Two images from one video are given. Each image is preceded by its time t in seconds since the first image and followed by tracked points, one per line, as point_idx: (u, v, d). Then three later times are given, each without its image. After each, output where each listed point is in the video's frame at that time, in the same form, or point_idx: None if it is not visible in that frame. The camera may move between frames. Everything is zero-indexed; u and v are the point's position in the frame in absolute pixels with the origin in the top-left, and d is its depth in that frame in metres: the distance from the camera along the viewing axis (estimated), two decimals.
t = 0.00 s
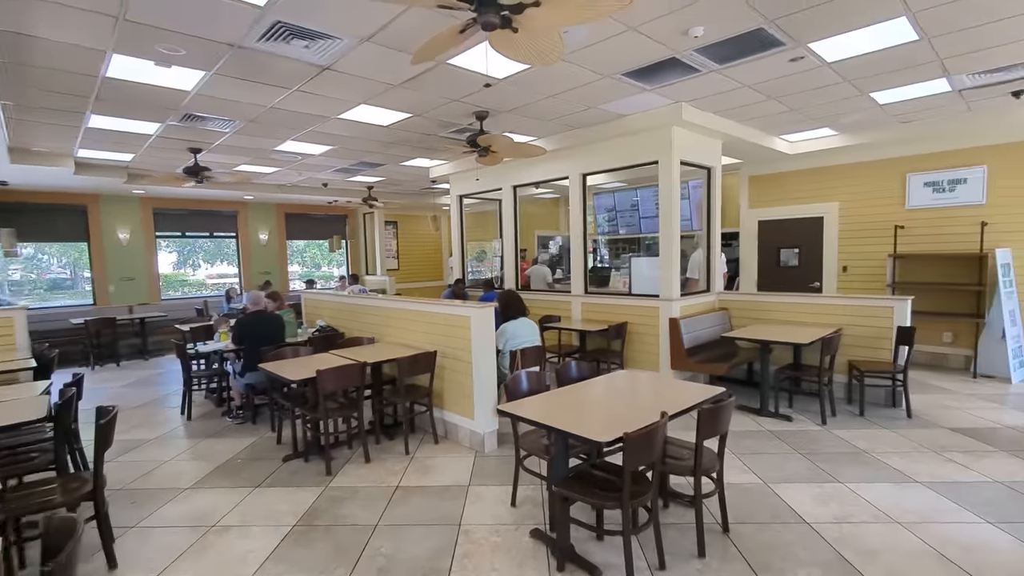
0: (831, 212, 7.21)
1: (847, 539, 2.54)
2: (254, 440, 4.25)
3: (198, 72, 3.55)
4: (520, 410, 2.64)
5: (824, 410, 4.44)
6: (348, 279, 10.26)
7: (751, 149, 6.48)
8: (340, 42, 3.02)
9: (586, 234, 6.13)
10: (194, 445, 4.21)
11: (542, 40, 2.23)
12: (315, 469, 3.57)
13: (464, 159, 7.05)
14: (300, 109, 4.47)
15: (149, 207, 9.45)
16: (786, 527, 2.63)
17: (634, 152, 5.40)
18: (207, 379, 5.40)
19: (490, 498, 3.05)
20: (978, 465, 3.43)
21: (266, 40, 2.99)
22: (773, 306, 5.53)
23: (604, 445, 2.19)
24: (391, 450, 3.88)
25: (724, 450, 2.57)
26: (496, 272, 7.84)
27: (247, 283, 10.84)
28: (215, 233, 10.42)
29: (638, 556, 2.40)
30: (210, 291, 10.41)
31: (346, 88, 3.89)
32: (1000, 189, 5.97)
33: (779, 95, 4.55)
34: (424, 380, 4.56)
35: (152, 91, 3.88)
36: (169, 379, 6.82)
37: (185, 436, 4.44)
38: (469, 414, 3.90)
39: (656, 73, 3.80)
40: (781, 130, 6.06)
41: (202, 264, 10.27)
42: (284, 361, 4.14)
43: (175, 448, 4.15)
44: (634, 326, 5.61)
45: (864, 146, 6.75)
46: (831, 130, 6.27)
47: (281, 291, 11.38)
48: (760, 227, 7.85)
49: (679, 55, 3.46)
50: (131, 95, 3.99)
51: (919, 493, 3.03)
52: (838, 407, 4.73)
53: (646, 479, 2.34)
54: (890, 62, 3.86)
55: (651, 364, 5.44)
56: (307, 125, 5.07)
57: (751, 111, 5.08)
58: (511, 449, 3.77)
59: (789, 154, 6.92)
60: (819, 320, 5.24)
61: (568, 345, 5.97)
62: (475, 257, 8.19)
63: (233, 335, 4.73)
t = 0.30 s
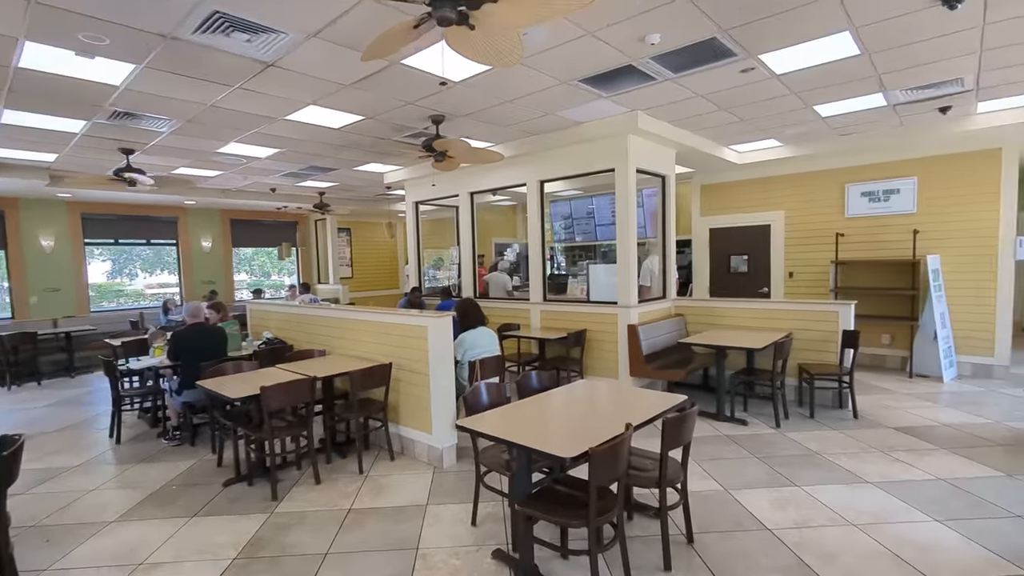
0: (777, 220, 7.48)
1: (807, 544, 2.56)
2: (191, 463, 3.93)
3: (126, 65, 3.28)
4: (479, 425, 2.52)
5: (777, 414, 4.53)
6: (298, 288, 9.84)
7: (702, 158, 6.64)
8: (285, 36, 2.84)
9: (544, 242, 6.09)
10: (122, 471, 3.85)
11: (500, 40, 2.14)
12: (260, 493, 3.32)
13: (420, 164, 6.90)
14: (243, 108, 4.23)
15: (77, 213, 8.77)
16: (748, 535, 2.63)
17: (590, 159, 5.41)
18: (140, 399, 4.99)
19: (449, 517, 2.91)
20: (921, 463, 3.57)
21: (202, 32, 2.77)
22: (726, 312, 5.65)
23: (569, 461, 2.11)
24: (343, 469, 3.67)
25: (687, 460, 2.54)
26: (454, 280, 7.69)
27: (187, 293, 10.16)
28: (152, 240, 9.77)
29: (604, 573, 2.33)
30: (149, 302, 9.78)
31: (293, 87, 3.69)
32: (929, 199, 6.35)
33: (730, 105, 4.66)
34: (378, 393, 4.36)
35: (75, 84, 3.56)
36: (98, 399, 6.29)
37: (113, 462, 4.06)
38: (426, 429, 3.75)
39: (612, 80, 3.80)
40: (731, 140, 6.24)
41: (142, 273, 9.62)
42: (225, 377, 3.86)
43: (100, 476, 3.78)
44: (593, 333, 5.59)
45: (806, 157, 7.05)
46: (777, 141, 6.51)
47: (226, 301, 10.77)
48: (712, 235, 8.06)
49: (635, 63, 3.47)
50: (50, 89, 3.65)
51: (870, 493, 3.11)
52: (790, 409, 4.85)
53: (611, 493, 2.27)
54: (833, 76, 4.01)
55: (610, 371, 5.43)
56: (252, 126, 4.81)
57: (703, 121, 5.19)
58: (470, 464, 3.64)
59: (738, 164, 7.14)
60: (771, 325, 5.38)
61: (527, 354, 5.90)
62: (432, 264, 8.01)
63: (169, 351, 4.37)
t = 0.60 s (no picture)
0: (731, 224, 7.62)
1: (765, 552, 2.51)
2: (113, 486, 3.57)
3: (33, 43, 2.94)
4: (426, 441, 2.34)
5: (733, 417, 4.54)
6: (245, 292, 9.34)
7: (658, 161, 6.67)
8: (214, 16, 2.59)
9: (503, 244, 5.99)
10: (31, 497, 3.44)
11: (447, 24, 2.01)
12: (189, 518, 3.03)
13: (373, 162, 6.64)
14: (175, 97, 3.90)
15: None
16: (707, 546, 2.57)
17: (548, 159, 5.31)
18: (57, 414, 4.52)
19: (397, 537, 2.72)
20: (870, 463, 3.63)
21: (118, 7, 2.50)
22: (683, 314, 5.67)
23: (522, 479, 1.97)
24: (284, 486, 3.41)
25: (646, 470, 2.45)
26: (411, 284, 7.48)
27: (122, 297, 9.40)
28: (79, 240, 9.00)
29: None
30: (83, 305, 9.09)
31: (229, 75, 3.42)
32: (873, 205, 6.59)
33: (686, 108, 4.67)
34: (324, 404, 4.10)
35: None
36: (13, 414, 5.71)
37: (22, 487, 3.65)
38: (376, 441, 3.53)
39: (569, 77, 3.71)
40: (687, 144, 6.29)
41: (76, 275, 8.96)
42: (152, 389, 3.53)
43: (4, 503, 3.37)
44: (552, 337, 5.50)
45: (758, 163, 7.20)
46: (730, 146, 6.61)
47: (166, 305, 10.10)
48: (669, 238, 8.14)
49: (591, 60, 3.38)
50: None
51: (823, 496, 3.12)
52: (745, 411, 4.89)
53: (567, 508, 2.16)
54: (785, 81, 4.06)
55: (569, 375, 5.35)
56: (187, 117, 4.47)
57: (660, 123, 5.18)
58: (422, 477, 3.45)
59: (694, 168, 7.22)
60: (726, 327, 5.42)
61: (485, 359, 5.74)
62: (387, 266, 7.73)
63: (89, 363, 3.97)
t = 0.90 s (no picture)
0: (693, 223, 7.64)
1: (728, 564, 2.43)
2: (24, 507, 3.20)
3: None
4: (369, 457, 2.13)
5: (695, 418, 4.50)
6: (192, 289, 8.81)
7: (622, 158, 6.59)
8: None
9: (465, 240, 5.79)
10: None
11: None
12: (108, 542, 2.72)
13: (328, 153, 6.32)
14: (99, 75, 3.54)
15: None
16: (670, 559, 2.46)
17: (510, 154, 5.14)
18: None
19: (342, 558, 2.51)
20: (828, 464, 3.64)
21: None
22: (646, 314, 5.62)
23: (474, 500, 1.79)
24: (220, 502, 3.13)
25: (607, 483, 2.32)
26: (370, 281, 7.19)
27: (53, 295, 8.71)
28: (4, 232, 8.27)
29: None
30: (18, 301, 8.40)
31: (158, 51, 3.10)
32: (829, 206, 6.71)
33: (650, 104, 4.59)
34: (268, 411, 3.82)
35: None
36: None
37: None
38: (323, 452, 3.29)
39: (531, 67, 3.55)
40: (651, 142, 6.24)
41: (9, 269, 8.25)
42: (69, 398, 3.18)
43: None
44: (514, 337, 5.34)
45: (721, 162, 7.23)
46: (694, 145, 6.60)
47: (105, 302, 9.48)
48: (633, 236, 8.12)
49: (553, 49, 3.24)
50: None
51: (784, 500, 3.08)
52: (706, 411, 4.87)
53: (522, 528, 2.01)
54: (748, 78, 4.01)
55: (531, 376, 5.21)
56: (116, 99, 4.09)
57: (624, 120, 5.09)
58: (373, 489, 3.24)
59: (658, 166, 7.19)
60: (688, 327, 5.39)
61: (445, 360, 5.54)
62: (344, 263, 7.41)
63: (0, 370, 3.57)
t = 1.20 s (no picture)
0: (664, 212, 7.61)
1: (698, 562, 2.36)
2: None
3: None
4: (316, 458, 1.95)
5: (665, 408, 4.44)
6: (142, 274, 8.33)
7: (594, 144, 6.46)
8: None
9: (434, 227, 5.60)
10: None
11: None
12: (29, 554, 2.46)
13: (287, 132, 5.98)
14: (18, 35, 3.18)
15: None
16: (639, 558, 2.38)
17: (478, 136, 4.94)
18: None
19: (292, 566, 2.33)
20: (795, 454, 3.63)
21: None
22: (617, 303, 5.54)
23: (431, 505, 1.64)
24: (160, 506, 2.89)
25: (575, 482, 2.20)
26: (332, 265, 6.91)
27: None
28: None
29: None
30: None
31: (85, 8, 2.79)
32: (796, 196, 6.75)
33: (623, 87, 4.46)
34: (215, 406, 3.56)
35: None
36: None
37: None
38: (274, 449, 3.07)
39: (499, 42, 3.36)
40: (623, 127, 6.13)
41: None
42: None
43: None
44: (482, 326, 5.18)
45: (692, 150, 7.19)
46: (666, 131, 6.52)
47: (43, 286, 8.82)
48: (604, 224, 8.04)
49: (523, 22, 3.06)
50: None
51: (753, 492, 3.04)
52: (675, 401, 4.83)
53: (483, 535, 1.87)
54: (722, 61, 3.92)
55: (499, 367, 5.07)
56: (43, 64, 3.71)
57: (596, 103, 4.96)
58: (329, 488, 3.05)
59: (630, 153, 7.09)
60: (658, 316, 5.34)
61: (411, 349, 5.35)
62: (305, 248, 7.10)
63: None
